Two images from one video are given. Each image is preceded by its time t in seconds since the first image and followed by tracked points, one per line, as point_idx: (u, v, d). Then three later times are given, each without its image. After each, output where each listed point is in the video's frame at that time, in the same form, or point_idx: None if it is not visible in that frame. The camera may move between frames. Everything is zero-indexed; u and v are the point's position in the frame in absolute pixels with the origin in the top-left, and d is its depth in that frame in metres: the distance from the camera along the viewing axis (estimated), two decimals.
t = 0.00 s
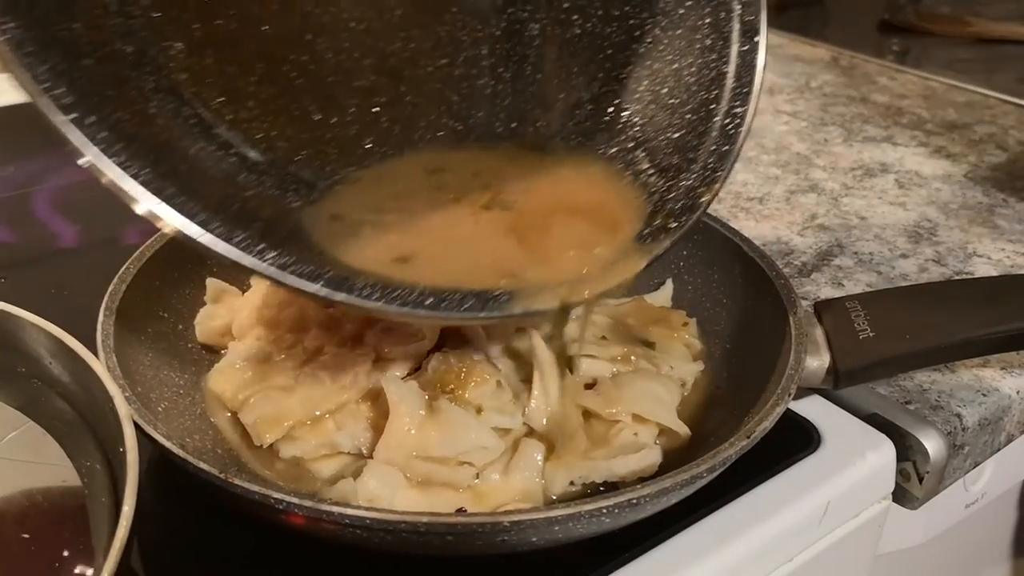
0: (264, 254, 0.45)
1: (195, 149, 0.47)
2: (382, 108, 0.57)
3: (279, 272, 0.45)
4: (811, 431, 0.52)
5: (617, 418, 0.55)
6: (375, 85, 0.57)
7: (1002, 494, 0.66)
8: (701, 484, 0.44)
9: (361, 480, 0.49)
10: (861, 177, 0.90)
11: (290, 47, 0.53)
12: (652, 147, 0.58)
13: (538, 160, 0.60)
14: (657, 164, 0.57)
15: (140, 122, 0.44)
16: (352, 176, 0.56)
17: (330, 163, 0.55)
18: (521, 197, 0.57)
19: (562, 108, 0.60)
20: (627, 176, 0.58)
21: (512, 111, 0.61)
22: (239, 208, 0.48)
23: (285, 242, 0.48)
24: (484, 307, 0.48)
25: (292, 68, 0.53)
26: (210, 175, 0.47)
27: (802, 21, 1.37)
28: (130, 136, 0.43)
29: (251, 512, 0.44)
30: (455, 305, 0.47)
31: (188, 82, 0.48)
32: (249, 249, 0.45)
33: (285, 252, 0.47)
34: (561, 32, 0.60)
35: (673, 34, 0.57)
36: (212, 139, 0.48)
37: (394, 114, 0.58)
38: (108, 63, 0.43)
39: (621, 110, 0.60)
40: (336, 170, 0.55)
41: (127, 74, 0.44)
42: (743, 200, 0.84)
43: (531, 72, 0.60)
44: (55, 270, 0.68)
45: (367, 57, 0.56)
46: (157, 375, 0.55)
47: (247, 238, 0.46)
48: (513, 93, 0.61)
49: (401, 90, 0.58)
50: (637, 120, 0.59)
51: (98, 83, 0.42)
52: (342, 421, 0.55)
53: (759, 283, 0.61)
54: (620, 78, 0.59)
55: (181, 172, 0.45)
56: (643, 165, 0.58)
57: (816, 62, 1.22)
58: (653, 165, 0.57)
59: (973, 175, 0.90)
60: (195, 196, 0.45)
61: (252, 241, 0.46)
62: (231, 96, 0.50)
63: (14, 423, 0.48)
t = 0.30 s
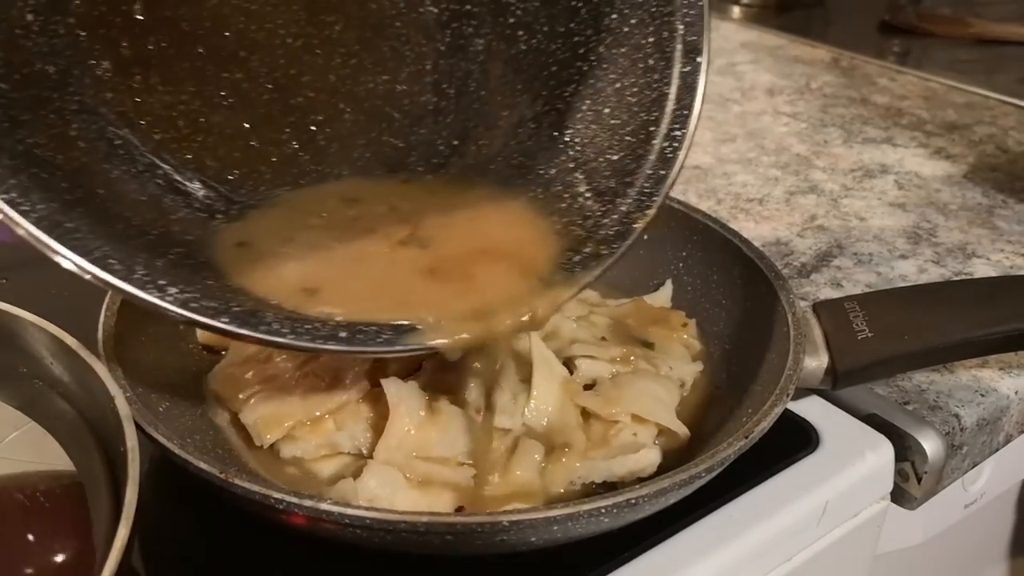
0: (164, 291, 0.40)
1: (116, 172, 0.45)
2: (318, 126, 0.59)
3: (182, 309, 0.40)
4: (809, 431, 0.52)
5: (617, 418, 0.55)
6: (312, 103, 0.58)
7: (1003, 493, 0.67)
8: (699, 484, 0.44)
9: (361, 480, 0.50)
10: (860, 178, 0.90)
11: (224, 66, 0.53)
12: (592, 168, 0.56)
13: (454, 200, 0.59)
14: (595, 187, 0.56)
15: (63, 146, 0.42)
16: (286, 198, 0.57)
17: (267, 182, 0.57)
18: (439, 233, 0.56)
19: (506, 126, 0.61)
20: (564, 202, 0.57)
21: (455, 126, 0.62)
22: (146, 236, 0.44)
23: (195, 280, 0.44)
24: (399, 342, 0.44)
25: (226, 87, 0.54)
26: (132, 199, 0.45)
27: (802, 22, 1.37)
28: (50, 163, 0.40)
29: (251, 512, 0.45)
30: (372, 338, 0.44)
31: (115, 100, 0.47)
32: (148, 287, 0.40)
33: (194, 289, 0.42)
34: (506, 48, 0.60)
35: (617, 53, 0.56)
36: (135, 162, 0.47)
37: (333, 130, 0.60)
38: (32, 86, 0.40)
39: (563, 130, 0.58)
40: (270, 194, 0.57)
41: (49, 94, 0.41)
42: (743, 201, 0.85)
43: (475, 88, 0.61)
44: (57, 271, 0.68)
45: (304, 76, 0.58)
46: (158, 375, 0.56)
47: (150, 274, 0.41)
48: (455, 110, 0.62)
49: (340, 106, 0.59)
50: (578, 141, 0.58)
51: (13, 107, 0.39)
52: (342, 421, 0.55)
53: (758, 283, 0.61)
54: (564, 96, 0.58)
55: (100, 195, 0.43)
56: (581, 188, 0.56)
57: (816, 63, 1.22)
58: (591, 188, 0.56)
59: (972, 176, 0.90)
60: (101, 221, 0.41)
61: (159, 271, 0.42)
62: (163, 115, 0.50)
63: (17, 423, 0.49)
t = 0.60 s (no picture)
0: (78, 239, 0.40)
1: (59, 131, 0.45)
2: (268, 92, 0.57)
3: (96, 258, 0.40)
4: (811, 430, 0.52)
5: (618, 417, 0.55)
6: (263, 71, 0.56)
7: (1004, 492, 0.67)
8: (702, 483, 0.44)
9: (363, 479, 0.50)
10: (862, 177, 0.90)
11: (177, 32, 0.51)
12: (528, 141, 0.59)
13: (417, 166, 0.58)
14: (529, 160, 0.58)
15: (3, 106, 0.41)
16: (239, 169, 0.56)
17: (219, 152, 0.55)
18: (401, 200, 0.55)
19: (453, 101, 0.61)
20: (499, 172, 0.58)
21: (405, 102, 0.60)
22: (76, 190, 0.44)
23: (117, 233, 0.44)
24: (311, 295, 0.47)
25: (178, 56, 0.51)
26: (71, 160, 0.45)
27: (803, 21, 1.37)
28: None
29: (254, 510, 0.45)
30: (289, 291, 0.47)
31: (63, 63, 0.45)
32: (63, 235, 0.40)
33: (110, 240, 0.42)
34: (460, 25, 0.60)
35: (562, 31, 0.58)
36: (80, 123, 0.46)
37: (283, 100, 0.57)
38: None
39: (503, 104, 0.60)
40: (223, 163, 0.55)
41: None
42: (744, 201, 0.85)
43: (426, 63, 0.61)
44: (59, 271, 0.68)
45: (257, 46, 0.55)
46: (160, 373, 0.56)
47: (64, 222, 0.41)
48: (407, 84, 0.61)
49: (289, 76, 0.57)
50: (517, 116, 0.59)
51: None
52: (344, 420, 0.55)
53: (759, 282, 0.62)
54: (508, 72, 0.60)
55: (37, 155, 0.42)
56: (515, 160, 0.58)
57: (817, 62, 1.22)
58: (525, 160, 0.58)
59: (973, 175, 0.90)
60: (24, 172, 0.41)
61: (81, 223, 0.42)
62: (109, 76, 0.48)
63: (17, 421, 0.49)
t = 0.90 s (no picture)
0: (42, 150, 0.46)
1: (49, 67, 0.49)
2: (255, 44, 0.57)
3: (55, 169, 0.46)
4: (811, 430, 0.52)
5: (618, 416, 0.55)
6: (248, 24, 0.57)
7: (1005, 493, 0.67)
8: (701, 482, 0.44)
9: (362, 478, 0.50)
10: (862, 177, 0.90)
11: None
12: (492, 95, 0.57)
13: (370, 111, 0.60)
14: (490, 113, 0.57)
15: None
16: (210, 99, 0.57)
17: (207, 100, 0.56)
18: (351, 137, 0.57)
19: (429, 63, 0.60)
20: (463, 124, 0.58)
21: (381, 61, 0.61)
22: (54, 117, 0.48)
23: (88, 151, 0.49)
24: (250, 217, 0.51)
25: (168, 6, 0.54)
26: (61, 93, 0.49)
27: (804, 22, 1.37)
28: None
29: (253, 508, 0.45)
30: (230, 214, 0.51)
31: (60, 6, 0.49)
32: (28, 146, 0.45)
33: (75, 152, 0.48)
34: None
35: None
36: (70, 63, 0.50)
37: (267, 51, 0.58)
38: None
39: (476, 64, 0.59)
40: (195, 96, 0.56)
41: None
42: (744, 201, 0.85)
43: (408, 24, 0.61)
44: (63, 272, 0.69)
45: None
46: (160, 373, 0.56)
47: (35, 137, 0.46)
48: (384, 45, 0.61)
49: (274, 28, 0.58)
50: (484, 73, 0.58)
51: None
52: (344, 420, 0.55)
53: (758, 282, 0.62)
54: (483, 32, 0.59)
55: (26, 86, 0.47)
56: (479, 112, 0.57)
57: (818, 63, 1.22)
58: (488, 113, 0.57)
59: (974, 175, 0.90)
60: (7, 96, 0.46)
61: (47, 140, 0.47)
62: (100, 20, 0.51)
63: (17, 420, 0.49)
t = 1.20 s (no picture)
0: (156, 179, 0.47)
1: (135, 89, 0.49)
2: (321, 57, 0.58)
3: (169, 196, 0.46)
4: (810, 429, 0.52)
5: (618, 416, 0.55)
6: (316, 37, 0.58)
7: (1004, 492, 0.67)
8: (699, 482, 0.44)
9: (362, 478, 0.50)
10: (862, 177, 0.90)
11: None
12: (557, 103, 0.57)
13: (448, 118, 0.61)
14: (558, 121, 0.57)
15: (83, 59, 0.47)
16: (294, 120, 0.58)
17: (285, 116, 0.57)
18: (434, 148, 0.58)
19: (487, 68, 0.61)
20: (532, 133, 0.58)
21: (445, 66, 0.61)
22: (149, 140, 0.49)
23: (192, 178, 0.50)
24: (357, 233, 0.51)
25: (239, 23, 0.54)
26: (149, 115, 0.50)
27: (806, 22, 1.37)
28: (71, 74, 0.46)
29: (254, 508, 0.45)
30: (331, 232, 0.50)
31: (138, 28, 0.50)
32: (142, 175, 0.46)
33: (181, 179, 0.48)
34: None
35: None
36: (154, 84, 0.50)
37: (334, 63, 0.59)
38: (61, 11, 0.46)
39: (538, 71, 0.59)
40: (279, 118, 0.57)
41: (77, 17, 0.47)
42: (745, 201, 0.85)
43: (466, 31, 0.61)
44: (63, 271, 0.69)
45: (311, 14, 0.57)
46: (160, 372, 0.56)
47: (143, 164, 0.47)
48: (446, 51, 0.61)
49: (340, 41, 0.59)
50: (548, 81, 0.58)
51: (42, 26, 0.45)
52: (345, 420, 0.55)
53: (757, 282, 0.62)
54: (541, 39, 0.59)
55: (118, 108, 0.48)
56: (547, 121, 0.57)
57: (819, 63, 1.22)
58: (554, 121, 0.57)
59: (974, 175, 0.90)
60: (106, 122, 0.47)
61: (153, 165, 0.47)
62: (180, 43, 0.52)
63: (18, 420, 0.49)
